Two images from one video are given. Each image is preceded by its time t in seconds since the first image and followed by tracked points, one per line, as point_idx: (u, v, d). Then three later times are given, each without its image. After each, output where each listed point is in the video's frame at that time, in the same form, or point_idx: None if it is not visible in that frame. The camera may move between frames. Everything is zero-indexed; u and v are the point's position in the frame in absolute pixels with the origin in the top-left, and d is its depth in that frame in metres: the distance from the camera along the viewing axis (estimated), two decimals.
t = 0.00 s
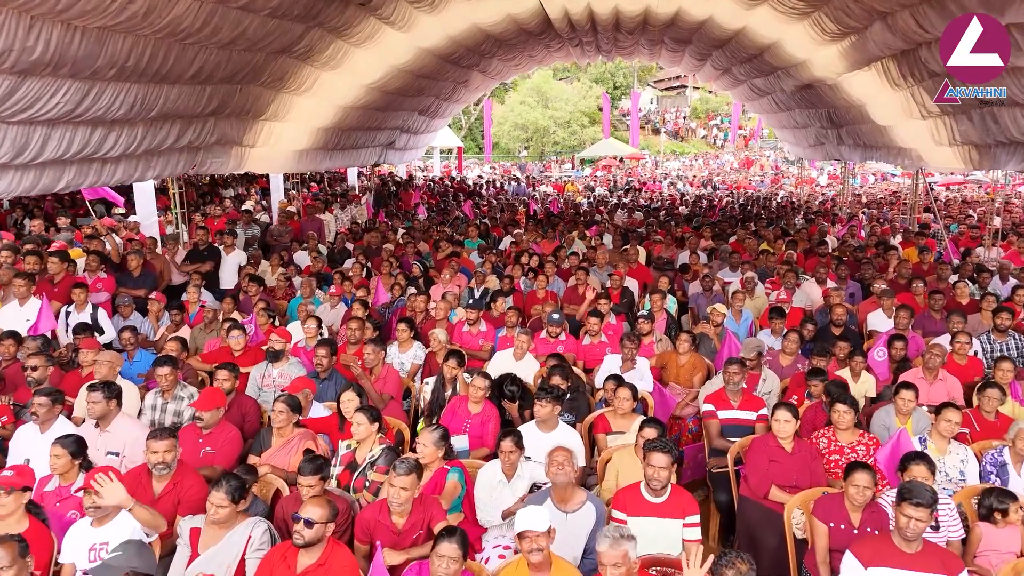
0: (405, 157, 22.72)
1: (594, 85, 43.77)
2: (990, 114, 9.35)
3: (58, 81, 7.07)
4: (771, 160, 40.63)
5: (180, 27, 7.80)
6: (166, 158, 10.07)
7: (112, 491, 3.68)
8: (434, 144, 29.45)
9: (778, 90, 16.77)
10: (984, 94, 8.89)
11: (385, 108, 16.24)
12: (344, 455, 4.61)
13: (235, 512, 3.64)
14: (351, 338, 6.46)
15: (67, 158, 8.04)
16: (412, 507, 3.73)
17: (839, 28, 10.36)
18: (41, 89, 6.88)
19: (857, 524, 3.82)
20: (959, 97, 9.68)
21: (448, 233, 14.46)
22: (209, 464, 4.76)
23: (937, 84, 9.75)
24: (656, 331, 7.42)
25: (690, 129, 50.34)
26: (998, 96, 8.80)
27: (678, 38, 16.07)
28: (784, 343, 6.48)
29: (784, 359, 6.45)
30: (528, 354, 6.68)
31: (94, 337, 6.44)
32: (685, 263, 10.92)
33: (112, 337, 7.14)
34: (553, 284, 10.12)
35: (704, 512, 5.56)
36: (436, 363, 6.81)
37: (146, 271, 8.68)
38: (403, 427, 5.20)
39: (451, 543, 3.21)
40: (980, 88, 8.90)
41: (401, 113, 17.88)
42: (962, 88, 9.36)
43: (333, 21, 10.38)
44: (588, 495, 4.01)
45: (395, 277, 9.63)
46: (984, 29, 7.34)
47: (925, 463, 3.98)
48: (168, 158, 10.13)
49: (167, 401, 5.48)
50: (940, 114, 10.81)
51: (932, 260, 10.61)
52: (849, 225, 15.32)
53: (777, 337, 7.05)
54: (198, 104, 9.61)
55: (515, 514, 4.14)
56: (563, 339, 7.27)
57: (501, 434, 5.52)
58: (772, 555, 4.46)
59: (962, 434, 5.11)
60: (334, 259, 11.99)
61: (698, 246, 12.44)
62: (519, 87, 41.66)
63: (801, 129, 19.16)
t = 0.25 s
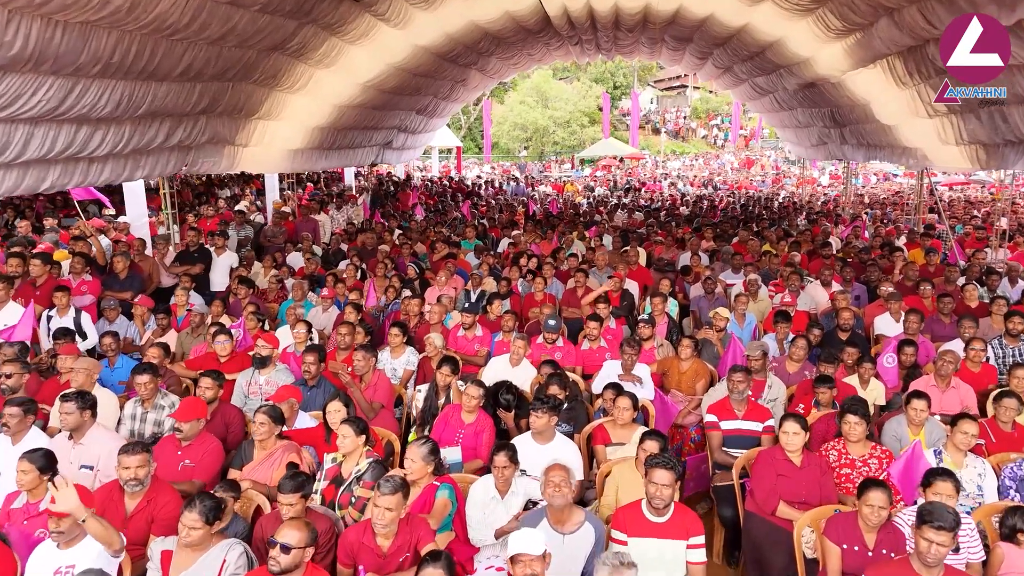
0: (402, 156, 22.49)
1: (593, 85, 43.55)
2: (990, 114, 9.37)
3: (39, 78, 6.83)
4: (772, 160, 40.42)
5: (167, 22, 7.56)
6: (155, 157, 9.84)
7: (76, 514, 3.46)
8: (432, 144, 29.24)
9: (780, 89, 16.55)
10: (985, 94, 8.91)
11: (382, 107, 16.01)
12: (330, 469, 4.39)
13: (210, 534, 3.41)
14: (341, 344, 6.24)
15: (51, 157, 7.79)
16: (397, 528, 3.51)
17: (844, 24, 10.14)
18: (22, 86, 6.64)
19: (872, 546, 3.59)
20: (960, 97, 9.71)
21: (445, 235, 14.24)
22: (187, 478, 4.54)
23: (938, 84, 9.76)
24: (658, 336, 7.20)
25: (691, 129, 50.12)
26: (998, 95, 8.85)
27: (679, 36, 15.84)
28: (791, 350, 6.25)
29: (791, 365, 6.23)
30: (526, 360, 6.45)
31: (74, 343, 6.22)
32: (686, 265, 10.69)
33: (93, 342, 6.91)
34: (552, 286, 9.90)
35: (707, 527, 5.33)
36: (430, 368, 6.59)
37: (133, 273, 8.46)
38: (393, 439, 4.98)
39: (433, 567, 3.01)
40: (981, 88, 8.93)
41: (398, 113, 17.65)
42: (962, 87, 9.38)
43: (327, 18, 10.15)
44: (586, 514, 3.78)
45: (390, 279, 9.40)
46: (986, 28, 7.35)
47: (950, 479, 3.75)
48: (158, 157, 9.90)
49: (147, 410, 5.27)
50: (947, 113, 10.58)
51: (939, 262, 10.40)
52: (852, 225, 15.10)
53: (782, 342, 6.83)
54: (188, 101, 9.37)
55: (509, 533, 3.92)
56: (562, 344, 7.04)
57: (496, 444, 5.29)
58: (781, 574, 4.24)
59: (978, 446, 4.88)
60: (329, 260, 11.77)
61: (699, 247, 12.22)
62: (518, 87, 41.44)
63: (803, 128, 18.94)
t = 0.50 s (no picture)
0: (400, 156, 22.23)
1: (593, 84, 43.29)
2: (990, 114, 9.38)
3: (16, 73, 6.55)
4: (773, 160, 40.17)
5: (150, 16, 7.29)
6: (142, 157, 9.56)
7: (28, 542, 3.20)
8: (430, 144, 28.95)
9: (782, 87, 16.29)
10: (985, 94, 8.90)
11: (377, 105, 15.74)
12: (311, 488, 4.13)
13: (174, 563, 3.15)
14: (329, 351, 5.97)
15: (32, 157, 7.51)
16: (377, 556, 3.25)
17: (850, 20, 9.87)
18: None
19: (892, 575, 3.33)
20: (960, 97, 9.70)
21: (441, 235, 13.98)
22: (159, 496, 4.28)
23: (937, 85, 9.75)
24: (659, 341, 6.93)
25: (691, 129, 49.83)
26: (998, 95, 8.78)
27: (680, 34, 15.58)
28: (799, 357, 5.99)
29: (798, 374, 5.97)
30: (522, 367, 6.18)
31: (49, 350, 5.95)
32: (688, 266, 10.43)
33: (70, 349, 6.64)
34: (550, 289, 9.63)
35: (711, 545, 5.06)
36: (422, 376, 6.33)
37: (116, 276, 8.19)
38: (379, 453, 4.71)
39: None
40: (981, 89, 8.94)
41: (395, 111, 17.38)
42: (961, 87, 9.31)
43: (318, 13, 9.88)
44: (581, 540, 3.51)
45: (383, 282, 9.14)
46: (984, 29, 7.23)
47: (976, 501, 3.49)
48: (145, 156, 9.63)
49: (120, 422, 5.01)
50: (955, 111, 10.31)
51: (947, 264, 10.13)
52: (857, 226, 14.84)
53: (788, 348, 6.56)
54: (175, 99, 9.10)
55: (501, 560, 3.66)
56: (560, 350, 6.76)
57: (488, 459, 5.02)
58: None
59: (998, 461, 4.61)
60: (322, 262, 11.50)
61: (701, 248, 11.95)
62: (518, 86, 41.15)
63: (806, 128, 18.66)
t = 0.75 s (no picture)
0: (398, 156, 22.00)
1: (593, 84, 43.07)
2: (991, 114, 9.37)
3: None
4: (773, 160, 39.94)
5: (134, 10, 7.05)
6: (130, 156, 9.32)
7: None
8: (429, 143, 28.72)
9: (784, 85, 16.05)
10: (985, 94, 8.98)
11: (374, 104, 15.51)
12: (290, 505, 3.89)
13: None
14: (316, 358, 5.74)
15: (13, 156, 7.27)
16: None
17: (855, 16, 9.64)
18: None
19: None
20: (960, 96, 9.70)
21: (438, 236, 13.74)
22: (131, 513, 4.05)
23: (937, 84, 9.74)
24: (660, 347, 6.70)
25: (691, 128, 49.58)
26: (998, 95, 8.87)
27: (681, 31, 15.35)
28: (805, 364, 5.76)
29: (805, 381, 5.74)
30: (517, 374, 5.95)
31: (25, 356, 5.73)
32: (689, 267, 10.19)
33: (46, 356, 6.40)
34: (548, 291, 9.40)
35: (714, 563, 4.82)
36: (413, 384, 6.09)
37: (101, 279, 7.97)
38: (365, 466, 4.47)
39: None
40: (981, 88, 8.95)
41: (391, 110, 17.14)
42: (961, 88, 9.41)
43: (310, 8, 9.65)
44: (576, 565, 3.28)
45: (376, 284, 8.90)
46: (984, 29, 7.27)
47: (1002, 523, 3.24)
48: (133, 155, 9.39)
49: (95, 433, 4.78)
50: (962, 109, 10.08)
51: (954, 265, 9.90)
52: (861, 226, 14.60)
53: (794, 354, 6.33)
54: (162, 96, 8.86)
55: None
56: (557, 356, 6.53)
57: (481, 472, 4.78)
58: None
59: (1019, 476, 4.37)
60: (315, 264, 11.27)
61: (702, 250, 11.72)
62: (517, 86, 40.93)
63: (808, 127, 18.43)
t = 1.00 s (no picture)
0: (395, 155, 21.73)
1: (593, 83, 42.81)
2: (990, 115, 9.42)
3: None
4: (774, 159, 39.68)
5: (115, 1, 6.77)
6: (115, 154, 9.04)
7: None
8: (426, 142, 28.44)
9: (787, 83, 15.78)
10: (984, 94, 9.05)
11: (369, 102, 15.23)
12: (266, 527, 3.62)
13: None
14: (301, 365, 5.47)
15: None
16: None
17: (862, 10, 9.37)
18: None
19: None
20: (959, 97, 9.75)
21: (434, 237, 13.48)
22: (95, 536, 3.78)
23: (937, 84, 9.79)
24: (661, 353, 6.42)
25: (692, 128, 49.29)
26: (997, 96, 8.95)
27: (682, 28, 15.08)
28: (814, 372, 5.49)
29: (813, 390, 5.47)
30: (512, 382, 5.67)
31: None
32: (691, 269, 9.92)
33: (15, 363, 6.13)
34: (545, 293, 9.13)
35: None
36: (403, 392, 5.82)
37: (81, 282, 7.72)
38: (349, 482, 4.20)
39: None
40: (981, 89, 9.00)
41: (388, 108, 16.87)
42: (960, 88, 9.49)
43: (301, 2, 9.38)
44: None
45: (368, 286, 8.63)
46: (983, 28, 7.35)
47: None
48: (118, 154, 9.10)
49: (63, 446, 4.51)
50: (971, 106, 9.81)
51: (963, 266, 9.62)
52: (865, 226, 14.32)
53: (801, 361, 6.05)
54: (147, 92, 8.58)
55: None
56: (553, 362, 6.26)
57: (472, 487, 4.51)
58: None
59: None
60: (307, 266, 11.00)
61: (704, 250, 11.45)
62: (516, 85, 40.65)
63: (811, 125, 18.15)
